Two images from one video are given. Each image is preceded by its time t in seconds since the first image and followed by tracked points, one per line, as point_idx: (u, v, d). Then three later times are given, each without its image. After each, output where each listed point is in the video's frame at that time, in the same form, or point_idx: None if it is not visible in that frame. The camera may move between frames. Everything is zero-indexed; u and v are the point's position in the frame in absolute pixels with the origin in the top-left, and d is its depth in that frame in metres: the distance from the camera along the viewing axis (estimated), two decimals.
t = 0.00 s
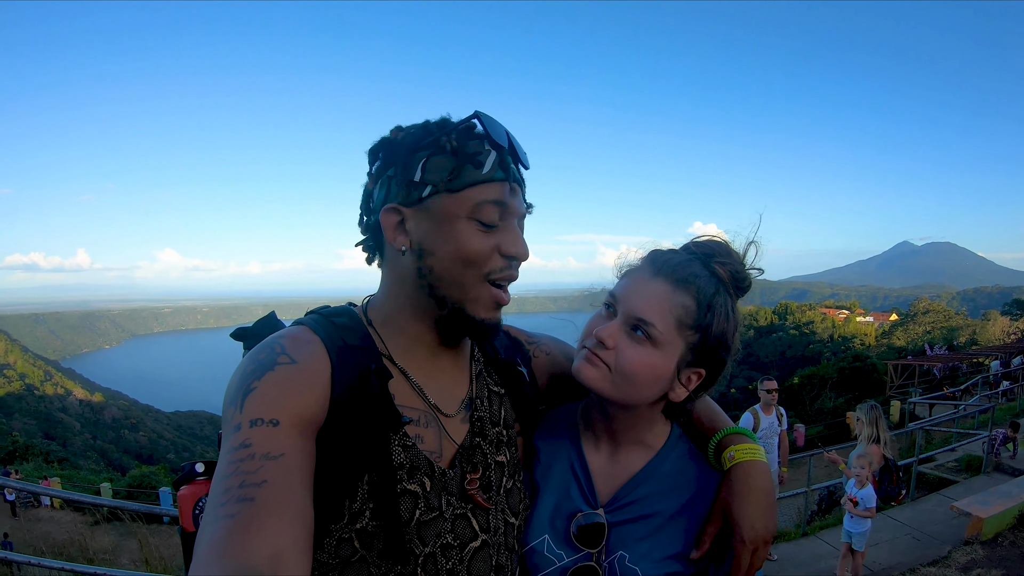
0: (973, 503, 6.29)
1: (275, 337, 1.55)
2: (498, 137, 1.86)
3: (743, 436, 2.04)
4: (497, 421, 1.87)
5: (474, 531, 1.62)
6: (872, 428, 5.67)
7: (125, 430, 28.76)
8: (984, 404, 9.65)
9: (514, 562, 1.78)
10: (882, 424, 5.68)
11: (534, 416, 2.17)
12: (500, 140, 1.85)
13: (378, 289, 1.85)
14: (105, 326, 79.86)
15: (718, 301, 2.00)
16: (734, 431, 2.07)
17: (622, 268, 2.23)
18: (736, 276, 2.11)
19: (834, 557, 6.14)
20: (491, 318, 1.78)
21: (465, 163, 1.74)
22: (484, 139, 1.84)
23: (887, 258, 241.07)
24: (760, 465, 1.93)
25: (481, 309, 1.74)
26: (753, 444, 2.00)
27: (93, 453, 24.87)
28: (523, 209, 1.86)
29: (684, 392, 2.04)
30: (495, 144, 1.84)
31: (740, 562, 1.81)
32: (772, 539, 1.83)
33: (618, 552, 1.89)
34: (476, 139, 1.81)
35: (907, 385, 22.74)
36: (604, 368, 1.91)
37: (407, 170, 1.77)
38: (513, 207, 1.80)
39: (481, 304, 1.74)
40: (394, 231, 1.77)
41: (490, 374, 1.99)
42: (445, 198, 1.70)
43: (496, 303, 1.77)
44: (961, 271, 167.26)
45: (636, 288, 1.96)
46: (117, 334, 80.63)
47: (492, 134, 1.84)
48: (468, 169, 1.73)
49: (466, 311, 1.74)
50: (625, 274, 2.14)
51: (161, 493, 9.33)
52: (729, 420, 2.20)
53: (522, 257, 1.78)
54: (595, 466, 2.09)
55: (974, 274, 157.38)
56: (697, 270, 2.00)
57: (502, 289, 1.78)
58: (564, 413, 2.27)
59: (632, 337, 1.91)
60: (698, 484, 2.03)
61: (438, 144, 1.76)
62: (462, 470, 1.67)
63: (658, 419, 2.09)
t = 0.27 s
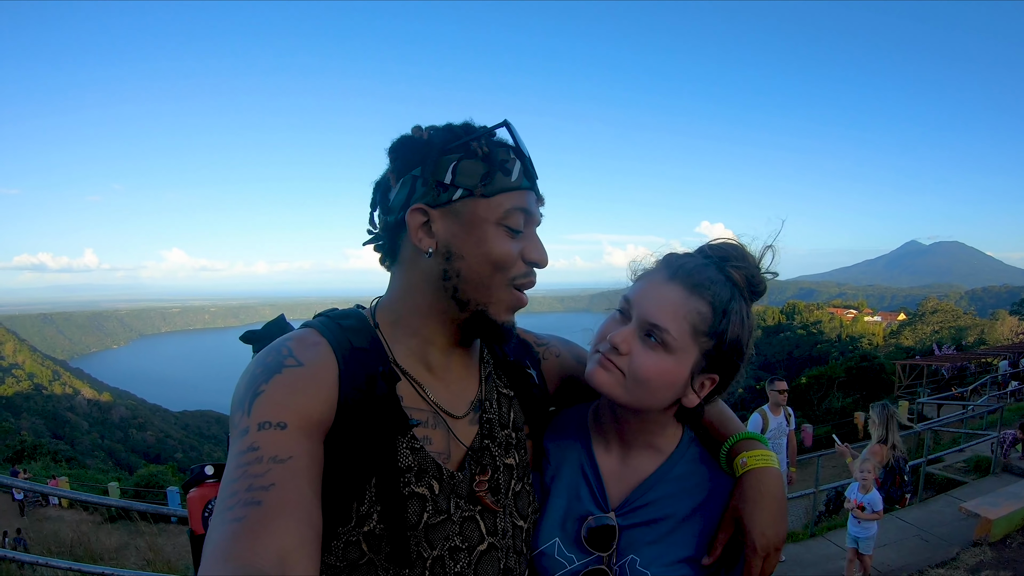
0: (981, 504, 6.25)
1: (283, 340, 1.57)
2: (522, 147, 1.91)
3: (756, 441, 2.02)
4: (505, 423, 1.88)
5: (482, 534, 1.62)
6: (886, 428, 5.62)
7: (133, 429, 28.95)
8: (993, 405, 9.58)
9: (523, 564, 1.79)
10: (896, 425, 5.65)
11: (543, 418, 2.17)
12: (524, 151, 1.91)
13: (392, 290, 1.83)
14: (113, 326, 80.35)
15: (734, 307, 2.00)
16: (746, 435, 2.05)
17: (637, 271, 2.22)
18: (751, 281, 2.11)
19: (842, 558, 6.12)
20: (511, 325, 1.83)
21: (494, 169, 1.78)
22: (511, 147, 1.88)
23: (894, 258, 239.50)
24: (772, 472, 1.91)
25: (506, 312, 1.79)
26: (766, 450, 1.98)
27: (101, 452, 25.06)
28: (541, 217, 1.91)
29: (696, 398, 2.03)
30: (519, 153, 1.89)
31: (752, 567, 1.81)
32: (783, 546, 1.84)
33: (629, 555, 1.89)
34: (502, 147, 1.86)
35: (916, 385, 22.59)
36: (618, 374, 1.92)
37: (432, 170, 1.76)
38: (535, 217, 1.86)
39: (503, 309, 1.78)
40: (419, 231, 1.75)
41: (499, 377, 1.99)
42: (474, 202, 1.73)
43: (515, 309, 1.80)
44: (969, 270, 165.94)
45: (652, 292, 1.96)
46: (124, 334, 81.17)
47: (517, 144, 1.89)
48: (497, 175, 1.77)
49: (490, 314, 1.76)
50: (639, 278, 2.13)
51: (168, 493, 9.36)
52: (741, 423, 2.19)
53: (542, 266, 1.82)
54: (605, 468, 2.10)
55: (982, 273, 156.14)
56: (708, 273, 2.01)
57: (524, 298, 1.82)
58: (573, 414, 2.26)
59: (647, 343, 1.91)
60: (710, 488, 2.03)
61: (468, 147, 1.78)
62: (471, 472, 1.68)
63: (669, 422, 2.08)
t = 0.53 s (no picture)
0: (988, 505, 6.23)
1: (294, 342, 1.58)
2: (533, 151, 1.93)
3: (770, 443, 2.03)
4: (515, 428, 1.88)
5: (489, 539, 1.63)
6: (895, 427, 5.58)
7: (139, 429, 29.09)
8: (999, 405, 9.54)
9: (531, 569, 1.80)
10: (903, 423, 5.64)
11: (554, 421, 2.18)
12: (535, 154, 1.92)
13: (405, 290, 1.85)
14: (119, 326, 80.86)
15: (752, 309, 2.01)
16: (761, 438, 2.05)
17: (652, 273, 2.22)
18: (764, 282, 2.12)
19: (848, 559, 6.10)
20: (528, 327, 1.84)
21: (504, 172, 1.80)
22: (520, 150, 1.90)
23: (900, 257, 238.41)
24: (786, 475, 1.93)
25: (520, 313, 1.79)
26: (780, 452, 1.99)
27: (107, 452, 25.20)
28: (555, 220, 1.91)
29: (717, 397, 2.04)
30: (531, 158, 1.90)
31: (767, 567, 1.82)
32: (798, 547, 1.85)
33: (644, 559, 1.90)
34: (514, 152, 1.87)
35: (921, 385, 22.48)
36: (640, 374, 1.91)
37: (444, 175, 1.77)
38: (547, 219, 1.87)
39: (517, 308, 1.78)
40: (431, 235, 1.76)
41: (509, 381, 2.01)
42: (485, 205, 1.74)
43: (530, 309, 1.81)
44: (976, 270, 164.97)
45: (671, 295, 1.96)
46: (130, 334, 81.57)
47: (528, 147, 1.90)
48: (510, 178, 1.79)
49: (507, 315, 1.78)
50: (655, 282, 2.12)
51: (174, 493, 9.41)
52: (755, 426, 2.19)
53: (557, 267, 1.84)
54: (619, 470, 2.10)
55: (988, 273, 155.26)
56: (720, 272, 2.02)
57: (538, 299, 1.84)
58: (584, 417, 2.27)
59: (669, 347, 1.91)
60: (725, 490, 2.03)
61: (481, 151, 1.79)
62: (480, 476, 1.68)
63: (684, 424, 2.09)
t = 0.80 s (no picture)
0: (992, 504, 6.22)
1: (306, 334, 1.61)
2: (521, 133, 1.93)
3: (779, 437, 2.05)
4: (524, 424, 1.90)
5: (497, 534, 1.65)
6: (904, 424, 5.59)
7: (143, 429, 29.18)
8: (1004, 404, 9.51)
9: (538, 564, 1.81)
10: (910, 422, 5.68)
11: (564, 418, 2.20)
12: (523, 135, 1.93)
13: (411, 286, 1.91)
14: (123, 327, 81.23)
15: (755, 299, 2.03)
16: (770, 432, 2.08)
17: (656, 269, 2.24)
18: (766, 264, 2.13)
19: (853, 558, 6.10)
20: (523, 310, 1.82)
21: (483, 156, 1.83)
22: (504, 133, 1.91)
23: (903, 256, 237.62)
24: (795, 467, 1.96)
25: (506, 298, 1.77)
26: (789, 446, 2.01)
27: (111, 452, 25.30)
28: (547, 206, 1.93)
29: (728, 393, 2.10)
30: (519, 139, 1.91)
31: (778, 561, 1.85)
32: (808, 540, 1.88)
33: (656, 553, 1.92)
34: (499, 135, 1.89)
35: (926, 384, 22.43)
36: (662, 392, 1.93)
37: (430, 167, 1.88)
38: (536, 197, 1.86)
39: (500, 293, 1.76)
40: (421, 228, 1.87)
41: (520, 376, 2.03)
42: (464, 190, 1.79)
43: (525, 294, 1.80)
44: (980, 269, 164.35)
45: (683, 303, 1.96)
46: (134, 334, 81.87)
47: (514, 129, 1.91)
48: (488, 161, 1.82)
49: (494, 303, 1.77)
50: (658, 286, 2.12)
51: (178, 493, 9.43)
52: (763, 421, 2.21)
53: (548, 247, 1.83)
54: (629, 467, 2.12)
55: (993, 272, 154.68)
56: (723, 268, 2.04)
57: (533, 281, 1.82)
58: (594, 414, 2.29)
59: (688, 361, 1.93)
60: (735, 486, 2.05)
61: (459, 140, 1.87)
62: (488, 472, 1.70)
63: (694, 420, 2.11)
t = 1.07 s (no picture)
0: (994, 504, 6.21)
1: (311, 334, 1.63)
2: (502, 127, 1.94)
3: (785, 438, 2.06)
4: (529, 426, 1.92)
5: (500, 537, 1.66)
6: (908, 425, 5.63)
7: (145, 429, 29.25)
8: (1006, 404, 9.50)
9: (542, 567, 1.82)
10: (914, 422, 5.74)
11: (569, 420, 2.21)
12: (502, 128, 1.94)
13: (414, 288, 1.96)
14: (125, 327, 81.47)
15: (751, 295, 2.03)
16: (776, 433, 2.09)
17: (657, 268, 2.27)
18: (766, 258, 2.12)
19: (855, 559, 6.09)
20: (490, 306, 1.76)
21: (457, 154, 1.89)
22: (483, 128, 1.95)
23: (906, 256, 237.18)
24: (802, 468, 1.97)
25: (469, 293, 1.75)
26: (794, 447, 2.02)
27: (113, 452, 25.36)
28: (528, 193, 1.89)
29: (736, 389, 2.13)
30: (498, 133, 1.92)
31: (784, 562, 1.86)
32: (814, 542, 1.90)
33: (662, 555, 1.93)
34: (477, 130, 1.92)
35: (928, 384, 22.40)
36: (667, 396, 1.94)
37: (422, 175, 2.03)
38: (504, 187, 1.83)
39: (467, 288, 1.74)
40: (415, 231, 2.01)
41: (524, 378, 2.04)
42: (440, 188, 1.86)
43: (488, 288, 1.75)
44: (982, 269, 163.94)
45: (679, 306, 1.97)
46: (136, 335, 82.09)
47: (491, 123, 1.93)
48: (455, 158, 1.87)
49: (459, 298, 1.76)
50: (659, 287, 2.13)
51: (181, 494, 9.44)
52: (768, 423, 2.22)
53: (515, 238, 1.77)
54: (635, 469, 2.13)
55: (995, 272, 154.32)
56: (719, 267, 2.04)
57: (499, 274, 1.77)
58: (599, 415, 2.30)
59: (692, 363, 1.94)
60: (740, 488, 2.06)
61: (439, 144, 1.95)
62: (492, 475, 1.72)
63: (700, 422, 2.12)
